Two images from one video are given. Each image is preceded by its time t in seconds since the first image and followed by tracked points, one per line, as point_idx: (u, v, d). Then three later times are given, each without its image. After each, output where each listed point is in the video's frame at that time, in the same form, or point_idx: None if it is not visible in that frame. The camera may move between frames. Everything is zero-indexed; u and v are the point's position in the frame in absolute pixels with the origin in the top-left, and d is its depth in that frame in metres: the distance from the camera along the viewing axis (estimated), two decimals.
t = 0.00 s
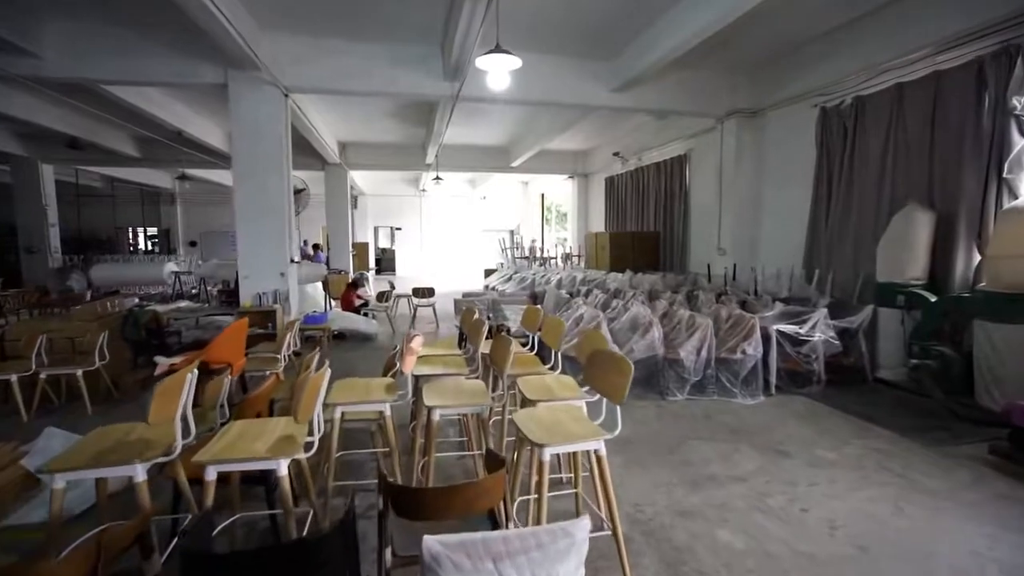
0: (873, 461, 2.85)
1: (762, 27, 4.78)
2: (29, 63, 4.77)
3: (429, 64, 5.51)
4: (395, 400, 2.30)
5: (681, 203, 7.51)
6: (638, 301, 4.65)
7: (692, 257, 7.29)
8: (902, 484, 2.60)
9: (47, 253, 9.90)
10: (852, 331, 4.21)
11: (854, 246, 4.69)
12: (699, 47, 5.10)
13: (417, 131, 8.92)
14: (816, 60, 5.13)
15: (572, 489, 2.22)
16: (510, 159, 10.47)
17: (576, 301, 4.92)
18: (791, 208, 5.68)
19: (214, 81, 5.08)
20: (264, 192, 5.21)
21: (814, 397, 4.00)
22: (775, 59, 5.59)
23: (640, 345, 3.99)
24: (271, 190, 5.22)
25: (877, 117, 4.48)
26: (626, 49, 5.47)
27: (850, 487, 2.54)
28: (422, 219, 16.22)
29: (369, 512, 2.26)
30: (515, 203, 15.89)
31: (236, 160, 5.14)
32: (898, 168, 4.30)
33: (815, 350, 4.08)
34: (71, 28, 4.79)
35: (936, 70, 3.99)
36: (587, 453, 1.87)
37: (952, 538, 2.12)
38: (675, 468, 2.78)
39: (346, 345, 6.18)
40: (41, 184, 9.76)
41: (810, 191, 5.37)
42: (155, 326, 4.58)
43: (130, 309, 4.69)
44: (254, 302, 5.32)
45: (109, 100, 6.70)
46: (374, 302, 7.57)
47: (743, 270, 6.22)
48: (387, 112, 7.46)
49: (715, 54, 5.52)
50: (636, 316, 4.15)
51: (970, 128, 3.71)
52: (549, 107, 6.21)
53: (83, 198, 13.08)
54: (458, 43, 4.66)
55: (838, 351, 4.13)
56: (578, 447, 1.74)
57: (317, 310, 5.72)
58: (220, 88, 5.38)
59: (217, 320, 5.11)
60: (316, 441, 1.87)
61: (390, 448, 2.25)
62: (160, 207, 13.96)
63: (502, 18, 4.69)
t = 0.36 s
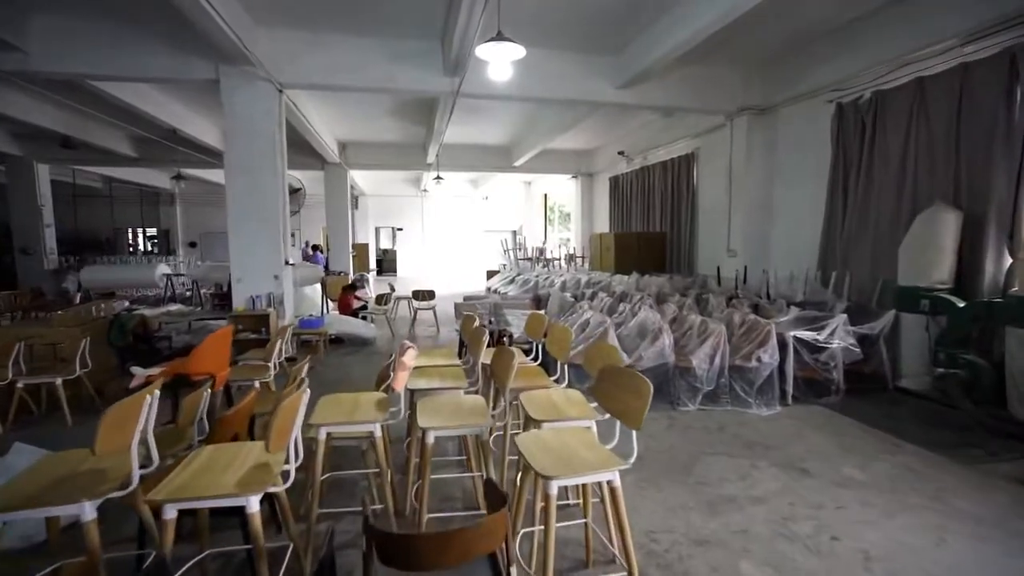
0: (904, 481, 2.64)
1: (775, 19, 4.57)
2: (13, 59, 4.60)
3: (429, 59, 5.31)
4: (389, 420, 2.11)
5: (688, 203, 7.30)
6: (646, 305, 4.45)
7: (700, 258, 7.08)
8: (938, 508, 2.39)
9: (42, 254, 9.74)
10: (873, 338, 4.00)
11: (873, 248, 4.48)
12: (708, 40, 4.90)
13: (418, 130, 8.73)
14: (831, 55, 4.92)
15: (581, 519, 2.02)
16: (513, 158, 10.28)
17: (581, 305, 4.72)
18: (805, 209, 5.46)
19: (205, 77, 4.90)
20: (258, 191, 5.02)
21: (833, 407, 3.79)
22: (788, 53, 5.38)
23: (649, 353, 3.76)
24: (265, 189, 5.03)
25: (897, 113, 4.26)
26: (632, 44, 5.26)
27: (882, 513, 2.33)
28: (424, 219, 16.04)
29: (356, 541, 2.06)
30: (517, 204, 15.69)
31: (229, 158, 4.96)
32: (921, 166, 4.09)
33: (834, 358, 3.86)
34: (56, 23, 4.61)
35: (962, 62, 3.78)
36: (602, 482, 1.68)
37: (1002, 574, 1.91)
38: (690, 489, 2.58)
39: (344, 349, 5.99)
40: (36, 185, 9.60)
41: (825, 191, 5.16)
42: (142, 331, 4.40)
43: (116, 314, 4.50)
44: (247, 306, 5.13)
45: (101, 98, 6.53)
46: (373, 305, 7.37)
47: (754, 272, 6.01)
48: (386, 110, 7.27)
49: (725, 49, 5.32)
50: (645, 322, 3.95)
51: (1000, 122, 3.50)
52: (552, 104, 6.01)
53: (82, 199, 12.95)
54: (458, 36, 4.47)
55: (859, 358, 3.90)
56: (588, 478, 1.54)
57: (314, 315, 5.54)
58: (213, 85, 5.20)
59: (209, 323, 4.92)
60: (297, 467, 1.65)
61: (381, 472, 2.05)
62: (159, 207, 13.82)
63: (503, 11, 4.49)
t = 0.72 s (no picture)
0: (937, 501, 2.43)
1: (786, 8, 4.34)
2: None
3: (424, 51, 5.10)
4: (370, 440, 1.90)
5: (694, 201, 7.07)
6: (653, 308, 4.23)
7: (707, 259, 6.85)
8: (977, 535, 2.17)
9: (35, 256, 9.56)
10: (894, 343, 3.78)
11: (891, 248, 4.25)
12: (717, 30, 4.67)
13: (416, 127, 8.53)
14: (845, 45, 4.69)
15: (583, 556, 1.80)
16: (514, 156, 10.07)
17: (584, 308, 4.50)
18: (817, 207, 5.23)
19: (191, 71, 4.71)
20: (247, 190, 4.83)
21: (853, 417, 3.56)
22: (799, 45, 5.16)
23: (656, 359, 3.55)
24: (254, 187, 4.84)
25: (918, 106, 4.04)
26: (637, 35, 5.04)
27: (917, 540, 2.12)
28: (425, 219, 15.84)
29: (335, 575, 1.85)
30: (520, 203, 15.47)
31: (216, 155, 4.77)
32: (945, 161, 3.86)
33: (853, 364, 3.64)
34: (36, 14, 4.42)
35: (990, 50, 3.55)
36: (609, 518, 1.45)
37: None
38: (703, 511, 2.37)
39: (338, 353, 5.78)
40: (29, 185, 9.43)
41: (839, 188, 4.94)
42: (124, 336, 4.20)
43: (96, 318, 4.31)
44: (235, 309, 4.92)
45: (89, 94, 6.34)
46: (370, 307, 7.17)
47: (764, 274, 5.78)
48: (383, 106, 7.07)
49: (733, 40, 5.09)
50: (651, 326, 3.73)
51: None
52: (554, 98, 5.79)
53: (78, 199, 12.79)
54: (455, 27, 4.27)
55: (879, 365, 3.67)
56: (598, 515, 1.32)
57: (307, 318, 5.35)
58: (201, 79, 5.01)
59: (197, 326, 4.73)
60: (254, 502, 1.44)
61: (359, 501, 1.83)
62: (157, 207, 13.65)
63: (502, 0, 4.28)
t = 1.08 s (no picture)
0: (968, 527, 2.21)
1: None
2: None
3: (418, 45, 4.90)
4: (342, 465, 1.70)
5: (699, 201, 6.86)
6: (656, 312, 4.03)
7: (713, 260, 6.64)
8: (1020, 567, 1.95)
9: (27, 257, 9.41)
10: (914, 349, 3.56)
11: (908, 249, 4.04)
12: (724, 21, 4.45)
13: (414, 125, 8.35)
14: (858, 35, 4.47)
15: None
16: (514, 155, 9.88)
17: (584, 312, 4.29)
18: (828, 206, 5.01)
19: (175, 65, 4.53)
20: (233, 189, 4.65)
21: (870, 429, 3.35)
22: (809, 37, 4.94)
23: (660, 367, 3.34)
24: (241, 186, 4.66)
25: (936, 98, 3.82)
26: (639, 26, 4.83)
27: None
28: (425, 219, 15.67)
29: None
30: (521, 203, 15.28)
31: (201, 153, 4.59)
32: (966, 157, 3.64)
33: (870, 372, 3.42)
34: (8, 2, 4.21)
35: (1015, 37, 3.33)
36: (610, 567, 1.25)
37: None
38: (712, 538, 2.16)
39: (331, 357, 5.59)
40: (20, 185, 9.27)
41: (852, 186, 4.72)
42: (102, 343, 4.06)
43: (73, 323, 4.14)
44: (221, 313, 4.73)
45: (75, 90, 6.16)
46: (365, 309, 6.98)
47: (771, 276, 5.57)
48: (378, 103, 6.88)
49: (740, 32, 4.88)
50: (656, 332, 3.53)
51: None
52: (553, 94, 5.59)
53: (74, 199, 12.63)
54: (448, 19, 4.06)
55: (898, 373, 3.45)
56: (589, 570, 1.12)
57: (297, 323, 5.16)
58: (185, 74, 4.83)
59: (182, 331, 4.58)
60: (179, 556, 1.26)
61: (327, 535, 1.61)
62: (154, 208, 13.51)
63: None
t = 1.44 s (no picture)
0: (1006, 556, 1.99)
1: None
2: None
3: (410, 35, 4.69)
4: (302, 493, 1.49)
5: (703, 199, 6.64)
6: (659, 314, 3.82)
7: (718, 260, 6.42)
8: None
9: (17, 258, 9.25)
10: (935, 355, 3.35)
11: (926, 247, 3.82)
12: (729, 9, 4.24)
13: (410, 122, 8.15)
14: (872, 23, 4.25)
15: None
16: (514, 153, 9.68)
17: (584, 314, 4.08)
18: (840, 203, 4.79)
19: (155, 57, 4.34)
20: (217, 187, 4.47)
21: (888, 440, 3.13)
22: (819, 27, 4.71)
23: (664, 373, 3.13)
24: (225, 182, 4.47)
25: (956, 87, 3.61)
26: (640, 16, 4.62)
27: None
28: (424, 219, 15.47)
29: None
30: (521, 203, 15.07)
31: (184, 148, 4.41)
32: (990, 149, 3.42)
33: (888, 380, 3.21)
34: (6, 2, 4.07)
35: None
36: None
37: None
38: (720, 566, 1.95)
39: (321, 361, 5.39)
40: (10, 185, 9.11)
41: (865, 182, 4.49)
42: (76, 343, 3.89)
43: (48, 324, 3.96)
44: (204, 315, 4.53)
45: (58, 86, 5.98)
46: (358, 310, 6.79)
47: (779, 276, 5.34)
48: (372, 98, 6.68)
49: (746, 22, 4.66)
50: (660, 336, 3.32)
51: None
52: (551, 87, 5.37)
53: (69, 199, 12.48)
54: (439, 5, 3.85)
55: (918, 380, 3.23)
56: None
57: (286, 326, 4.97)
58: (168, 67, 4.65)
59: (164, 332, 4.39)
60: None
61: None
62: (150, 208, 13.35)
63: None
